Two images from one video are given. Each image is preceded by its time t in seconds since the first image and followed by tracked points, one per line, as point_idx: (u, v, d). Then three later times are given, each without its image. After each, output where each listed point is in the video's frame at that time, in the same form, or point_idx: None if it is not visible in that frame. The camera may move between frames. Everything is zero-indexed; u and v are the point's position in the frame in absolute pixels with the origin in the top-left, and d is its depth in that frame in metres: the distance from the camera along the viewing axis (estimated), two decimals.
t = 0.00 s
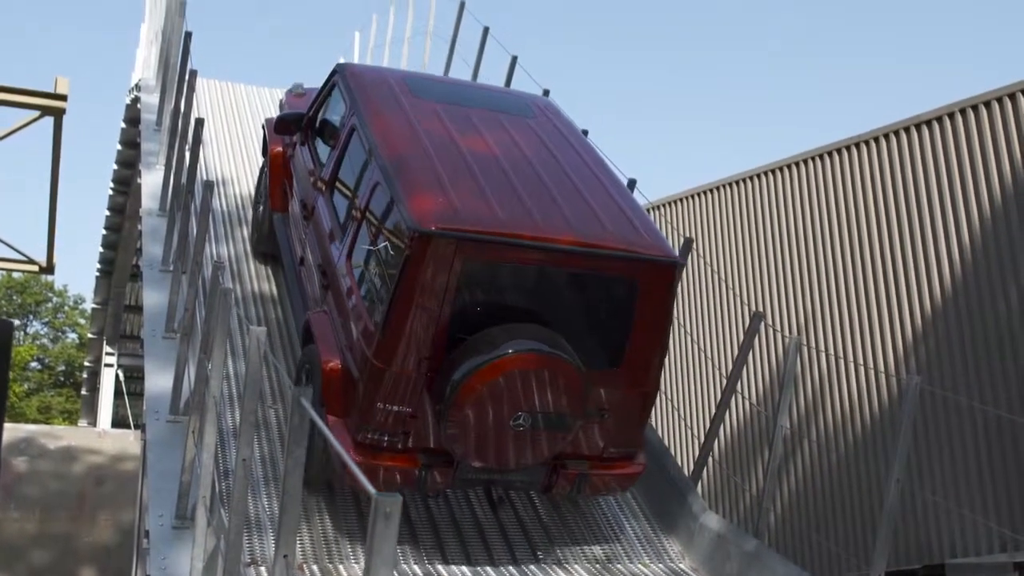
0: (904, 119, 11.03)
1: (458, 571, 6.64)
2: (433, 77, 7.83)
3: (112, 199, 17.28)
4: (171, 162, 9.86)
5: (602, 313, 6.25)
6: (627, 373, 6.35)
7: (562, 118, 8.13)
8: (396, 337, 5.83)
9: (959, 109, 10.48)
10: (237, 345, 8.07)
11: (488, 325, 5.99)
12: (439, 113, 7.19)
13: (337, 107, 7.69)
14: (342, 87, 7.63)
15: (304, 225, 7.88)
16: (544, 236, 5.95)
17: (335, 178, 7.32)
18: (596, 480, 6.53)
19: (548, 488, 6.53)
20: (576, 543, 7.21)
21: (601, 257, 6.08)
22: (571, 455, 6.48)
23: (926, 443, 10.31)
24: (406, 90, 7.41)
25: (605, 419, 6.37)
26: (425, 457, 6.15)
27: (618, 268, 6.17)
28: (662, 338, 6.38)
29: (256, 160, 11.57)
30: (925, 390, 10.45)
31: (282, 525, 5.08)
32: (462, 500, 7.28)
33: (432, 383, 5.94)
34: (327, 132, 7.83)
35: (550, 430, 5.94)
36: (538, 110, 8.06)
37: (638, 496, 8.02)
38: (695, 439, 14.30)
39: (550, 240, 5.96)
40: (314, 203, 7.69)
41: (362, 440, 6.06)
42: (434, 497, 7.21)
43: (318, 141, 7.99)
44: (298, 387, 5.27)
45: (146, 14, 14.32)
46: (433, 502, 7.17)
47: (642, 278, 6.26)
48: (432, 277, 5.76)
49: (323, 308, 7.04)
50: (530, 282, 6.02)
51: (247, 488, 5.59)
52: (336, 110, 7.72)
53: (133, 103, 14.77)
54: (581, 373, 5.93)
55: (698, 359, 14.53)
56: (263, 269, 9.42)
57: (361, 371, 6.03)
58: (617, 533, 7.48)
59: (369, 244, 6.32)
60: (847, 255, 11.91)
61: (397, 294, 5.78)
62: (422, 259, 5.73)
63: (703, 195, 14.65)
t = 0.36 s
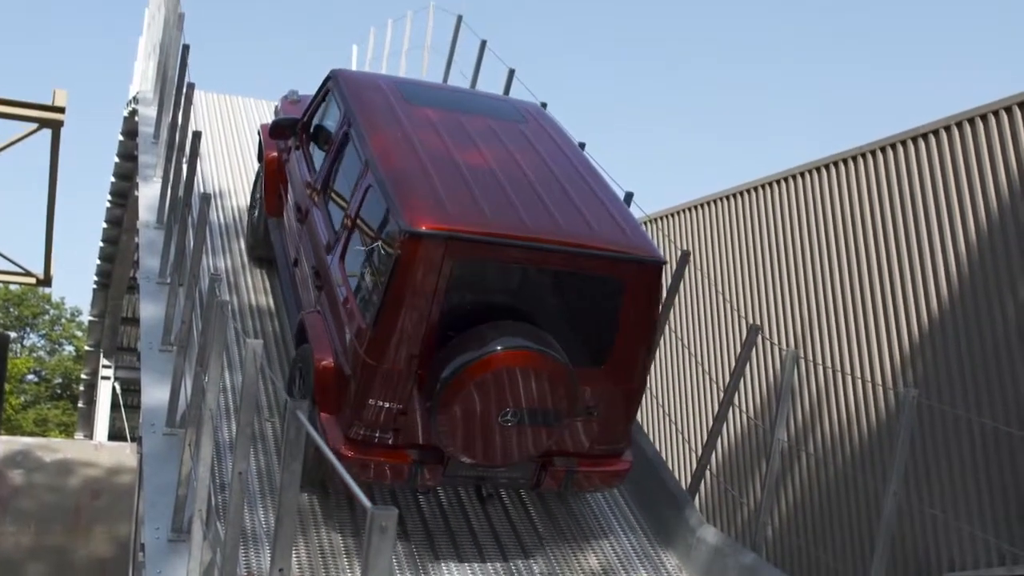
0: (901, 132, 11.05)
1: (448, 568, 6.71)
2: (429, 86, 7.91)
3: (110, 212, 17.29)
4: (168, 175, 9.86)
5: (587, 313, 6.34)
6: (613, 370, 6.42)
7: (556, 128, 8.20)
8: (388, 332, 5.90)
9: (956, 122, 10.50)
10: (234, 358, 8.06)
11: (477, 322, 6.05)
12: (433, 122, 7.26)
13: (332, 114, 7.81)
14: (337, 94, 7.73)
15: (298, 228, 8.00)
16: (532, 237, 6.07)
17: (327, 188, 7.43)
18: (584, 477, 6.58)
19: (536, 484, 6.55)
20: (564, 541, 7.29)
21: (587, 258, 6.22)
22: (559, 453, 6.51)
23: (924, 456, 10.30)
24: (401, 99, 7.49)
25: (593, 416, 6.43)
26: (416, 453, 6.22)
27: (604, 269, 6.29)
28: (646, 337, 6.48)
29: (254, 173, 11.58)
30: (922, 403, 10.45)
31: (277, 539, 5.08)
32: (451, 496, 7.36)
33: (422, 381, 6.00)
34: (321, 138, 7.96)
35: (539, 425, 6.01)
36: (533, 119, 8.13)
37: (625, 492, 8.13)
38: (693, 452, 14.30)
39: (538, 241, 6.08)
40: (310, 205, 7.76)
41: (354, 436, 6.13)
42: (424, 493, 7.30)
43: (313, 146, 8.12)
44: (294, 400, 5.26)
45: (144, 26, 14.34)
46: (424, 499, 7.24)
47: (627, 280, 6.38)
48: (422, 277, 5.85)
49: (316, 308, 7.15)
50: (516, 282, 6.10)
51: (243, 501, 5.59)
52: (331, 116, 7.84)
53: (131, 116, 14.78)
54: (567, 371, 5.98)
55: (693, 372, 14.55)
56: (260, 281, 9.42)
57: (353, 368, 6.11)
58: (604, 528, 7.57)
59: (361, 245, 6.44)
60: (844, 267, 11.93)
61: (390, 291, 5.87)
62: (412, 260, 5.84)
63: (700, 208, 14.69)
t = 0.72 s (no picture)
0: (899, 144, 11.08)
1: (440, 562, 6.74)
2: (426, 94, 7.98)
3: (109, 223, 17.28)
4: (168, 187, 9.86)
5: (576, 310, 6.48)
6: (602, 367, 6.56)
7: (551, 136, 8.27)
8: (382, 327, 6.06)
9: (954, 134, 10.52)
10: (233, 370, 8.06)
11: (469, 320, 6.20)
12: (428, 129, 7.33)
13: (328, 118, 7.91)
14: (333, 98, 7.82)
15: (294, 231, 8.10)
16: (522, 236, 6.22)
17: (322, 195, 7.55)
18: (574, 473, 6.65)
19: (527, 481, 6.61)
20: (552, 537, 7.31)
21: (577, 255, 6.36)
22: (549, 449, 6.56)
23: (924, 469, 10.29)
24: (398, 106, 7.57)
25: (583, 413, 6.53)
26: (410, 449, 6.29)
27: (592, 267, 6.44)
28: (635, 336, 6.62)
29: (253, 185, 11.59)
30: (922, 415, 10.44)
31: (276, 550, 5.07)
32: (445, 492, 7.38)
33: (415, 377, 6.14)
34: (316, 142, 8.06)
35: (529, 420, 6.17)
36: (528, 127, 8.20)
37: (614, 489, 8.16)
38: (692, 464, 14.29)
39: (528, 240, 6.23)
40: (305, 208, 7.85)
41: (348, 431, 6.22)
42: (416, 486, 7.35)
43: (309, 151, 8.25)
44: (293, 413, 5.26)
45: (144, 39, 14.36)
46: (416, 493, 7.29)
47: (616, 277, 6.52)
48: (414, 277, 6.03)
49: (311, 307, 7.23)
50: (504, 282, 6.25)
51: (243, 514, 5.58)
52: (326, 120, 7.94)
53: (131, 128, 14.80)
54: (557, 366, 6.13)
55: (691, 383, 14.57)
56: (259, 293, 9.40)
57: (347, 364, 6.24)
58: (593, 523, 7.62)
59: (355, 247, 6.58)
60: (842, 279, 11.94)
61: (383, 290, 6.05)
62: (404, 260, 6.02)
63: (699, 220, 14.75)
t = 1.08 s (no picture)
0: (897, 156, 11.10)
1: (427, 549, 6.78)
2: (421, 101, 8.06)
3: (108, 235, 17.29)
4: (167, 199, 9.86)
5: (564, 309, 6.53)
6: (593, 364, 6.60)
7: (545, 143, 8.33)
8: (375, 324, 6.13)
9: (952, 146, 10.54)
10: (231, 382, 8.05)
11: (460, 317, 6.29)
12: (423, 135, 7.42)
13: (324, 124, 7.99)
14: (330, 105, 7.88)
15: (291, 232, 8.17)
16: (513, 237, 6.27)
17: (316, 202, 7.61)
18: (565, 468, 6.80)
19: (518, 475, 6.76)
20: (535, 537, 7.23)
21: (567, 255, 6.40)
22: (538, 444, 6.73)
23: (922, 481, 10.28)
24: (393, 113, 7.65)
25: (571, 409, 6.62)
26: (402, 444, 6.43)
27: (582, 267, 6.48)
28: (625, 334, 6.65)
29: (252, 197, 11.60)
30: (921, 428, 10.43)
31: (275, 562, 5.06)
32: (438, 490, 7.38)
33: (408, 375, 6.21)
34: (311, 145, 8.16)
35: (518, 416, 6.27)
36: (522, 134, 8.27)
37: (608, 494, 8.06)
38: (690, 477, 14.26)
39: (519, 240, 6.28)
40: (301, 212, 7.90)
41: (343, 427, 6.35)
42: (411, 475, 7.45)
43: (305, 155, 8.32)
44: (292, 425, 5.24)
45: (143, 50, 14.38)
46: (409, 490, 7.30)
47: (606, 276, 6.56)
48: (406, 276, 6.11)
49: (306, 307, 7.32)
50: (491, 283, 6.31)
51: (240, 525, 5.56)
52: (323, 125, 8.01)
53: (130, 140, 14.82)
54: (546, 363, 6.21)
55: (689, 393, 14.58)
56: (257, 304, 9.40)
57: (341, 361, 6.33)
58: (584, 517, 7.64)
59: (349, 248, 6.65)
60: (840, 289, 11.96)
61: (375, 288, 6.12)
62: (397, 258, 6.09)
63: (698, 232, 14.78)
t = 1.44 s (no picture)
0: (894, 172, 11.13)
1: (419, 551, 6.86)
2: (416, 109, 8.04)
3: (105, 250, 17.29)
4: (164, 214, 9.85)
5: (551, 313, 6.54)
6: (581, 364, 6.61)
7: (538, 154, 8.25)
8: (368, 324, 6.14)
9: (949, 162, 10.56)
10: (227, 397, 8.04)
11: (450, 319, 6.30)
12: (415, 142, 7.39)
13: (318, 132, 8.01)
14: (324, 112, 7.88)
15: (286, 238, 8.23)
16: (500, 240, 6.30)
17: (309, 211, 7.65)
18: (555, 467, 6.75)
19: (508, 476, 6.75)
20: (530, 552, 7.19)
21: (553, 257, 6.44)
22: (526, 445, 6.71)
23: (920, 497, 10.27)
24: (387, 120, 7.63)
25: (559, 409, 6.61)
26: (395, 443, 6.37)
27: (569, 269, 6.51)
28: (612, 336, 6.68)
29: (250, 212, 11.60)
30: (920, 443, 10.42)
31: None
32: (435, 504, 7.34)
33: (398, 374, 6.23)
34: (306, 153, 8.20)
35: (506, 416, 6.31)
36: (515, 142, 8.23)
37: (606, 508, 7.99)
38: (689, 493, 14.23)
39: (505, 242, 6.31)
40: (296, 220, 7.94)
41: (336, 427, 6.30)
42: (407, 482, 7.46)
43: (300, 163, 8.36)
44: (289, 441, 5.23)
45: (141, 66, 14.40)
46: (400, 486, 7.41)
47: (593, 278, 6.60)
48: (397, 280, 6.13)
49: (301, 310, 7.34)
50: (478, 290, 6.34)
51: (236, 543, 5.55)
52: (316, 134, 8.05)
53: (128, 156, 14.84)
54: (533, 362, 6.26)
55: (686, 408, 14.59)
56: (255, 319, 9.39)
57: (334, 362, 6.31)
58: (574, 517, 7.72)
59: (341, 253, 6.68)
60: (838, 304, 11.97)
61: (367, 290, 6.13)
62: (388, 261, 6.10)
63: (697, 247, 14.80)
